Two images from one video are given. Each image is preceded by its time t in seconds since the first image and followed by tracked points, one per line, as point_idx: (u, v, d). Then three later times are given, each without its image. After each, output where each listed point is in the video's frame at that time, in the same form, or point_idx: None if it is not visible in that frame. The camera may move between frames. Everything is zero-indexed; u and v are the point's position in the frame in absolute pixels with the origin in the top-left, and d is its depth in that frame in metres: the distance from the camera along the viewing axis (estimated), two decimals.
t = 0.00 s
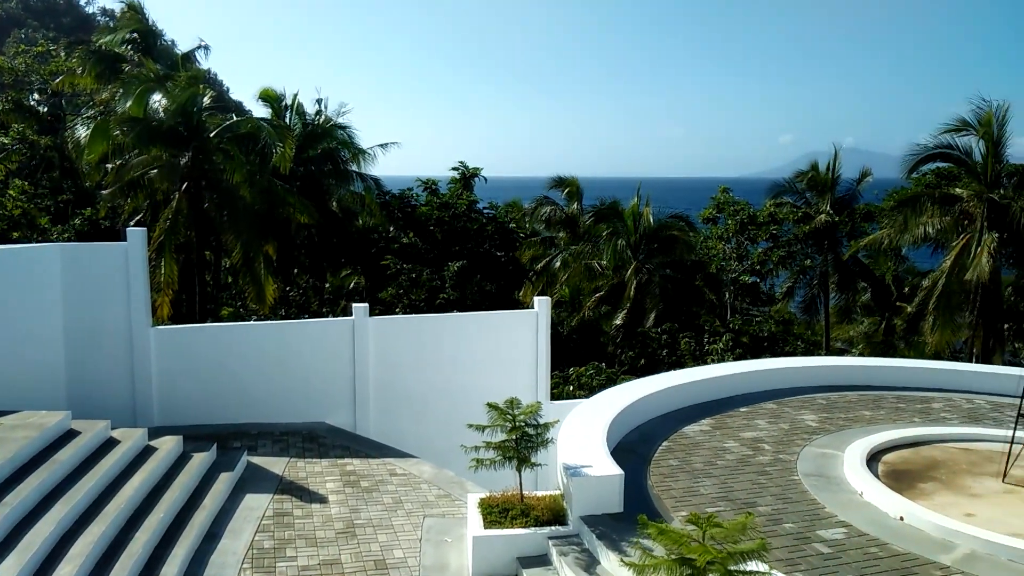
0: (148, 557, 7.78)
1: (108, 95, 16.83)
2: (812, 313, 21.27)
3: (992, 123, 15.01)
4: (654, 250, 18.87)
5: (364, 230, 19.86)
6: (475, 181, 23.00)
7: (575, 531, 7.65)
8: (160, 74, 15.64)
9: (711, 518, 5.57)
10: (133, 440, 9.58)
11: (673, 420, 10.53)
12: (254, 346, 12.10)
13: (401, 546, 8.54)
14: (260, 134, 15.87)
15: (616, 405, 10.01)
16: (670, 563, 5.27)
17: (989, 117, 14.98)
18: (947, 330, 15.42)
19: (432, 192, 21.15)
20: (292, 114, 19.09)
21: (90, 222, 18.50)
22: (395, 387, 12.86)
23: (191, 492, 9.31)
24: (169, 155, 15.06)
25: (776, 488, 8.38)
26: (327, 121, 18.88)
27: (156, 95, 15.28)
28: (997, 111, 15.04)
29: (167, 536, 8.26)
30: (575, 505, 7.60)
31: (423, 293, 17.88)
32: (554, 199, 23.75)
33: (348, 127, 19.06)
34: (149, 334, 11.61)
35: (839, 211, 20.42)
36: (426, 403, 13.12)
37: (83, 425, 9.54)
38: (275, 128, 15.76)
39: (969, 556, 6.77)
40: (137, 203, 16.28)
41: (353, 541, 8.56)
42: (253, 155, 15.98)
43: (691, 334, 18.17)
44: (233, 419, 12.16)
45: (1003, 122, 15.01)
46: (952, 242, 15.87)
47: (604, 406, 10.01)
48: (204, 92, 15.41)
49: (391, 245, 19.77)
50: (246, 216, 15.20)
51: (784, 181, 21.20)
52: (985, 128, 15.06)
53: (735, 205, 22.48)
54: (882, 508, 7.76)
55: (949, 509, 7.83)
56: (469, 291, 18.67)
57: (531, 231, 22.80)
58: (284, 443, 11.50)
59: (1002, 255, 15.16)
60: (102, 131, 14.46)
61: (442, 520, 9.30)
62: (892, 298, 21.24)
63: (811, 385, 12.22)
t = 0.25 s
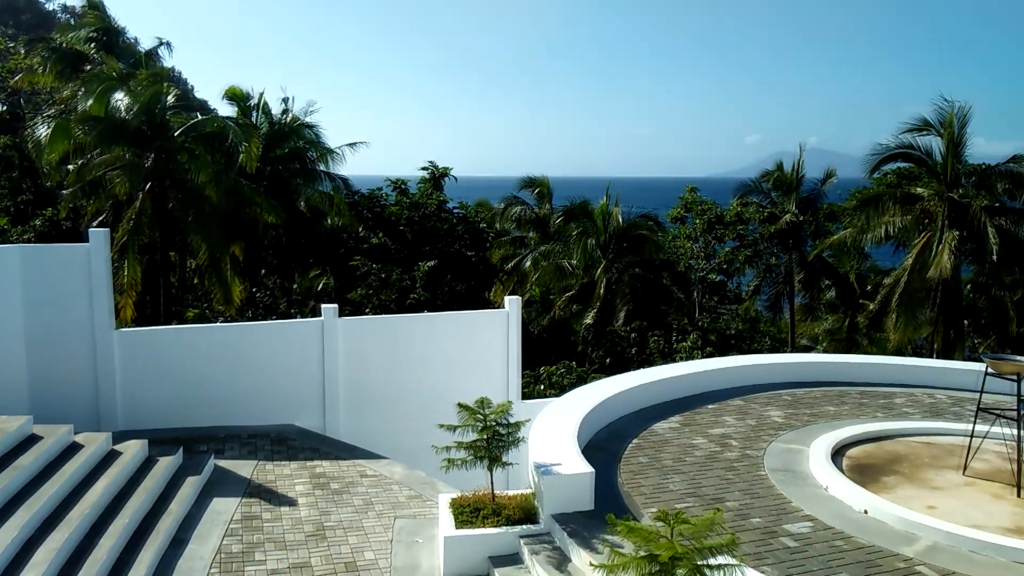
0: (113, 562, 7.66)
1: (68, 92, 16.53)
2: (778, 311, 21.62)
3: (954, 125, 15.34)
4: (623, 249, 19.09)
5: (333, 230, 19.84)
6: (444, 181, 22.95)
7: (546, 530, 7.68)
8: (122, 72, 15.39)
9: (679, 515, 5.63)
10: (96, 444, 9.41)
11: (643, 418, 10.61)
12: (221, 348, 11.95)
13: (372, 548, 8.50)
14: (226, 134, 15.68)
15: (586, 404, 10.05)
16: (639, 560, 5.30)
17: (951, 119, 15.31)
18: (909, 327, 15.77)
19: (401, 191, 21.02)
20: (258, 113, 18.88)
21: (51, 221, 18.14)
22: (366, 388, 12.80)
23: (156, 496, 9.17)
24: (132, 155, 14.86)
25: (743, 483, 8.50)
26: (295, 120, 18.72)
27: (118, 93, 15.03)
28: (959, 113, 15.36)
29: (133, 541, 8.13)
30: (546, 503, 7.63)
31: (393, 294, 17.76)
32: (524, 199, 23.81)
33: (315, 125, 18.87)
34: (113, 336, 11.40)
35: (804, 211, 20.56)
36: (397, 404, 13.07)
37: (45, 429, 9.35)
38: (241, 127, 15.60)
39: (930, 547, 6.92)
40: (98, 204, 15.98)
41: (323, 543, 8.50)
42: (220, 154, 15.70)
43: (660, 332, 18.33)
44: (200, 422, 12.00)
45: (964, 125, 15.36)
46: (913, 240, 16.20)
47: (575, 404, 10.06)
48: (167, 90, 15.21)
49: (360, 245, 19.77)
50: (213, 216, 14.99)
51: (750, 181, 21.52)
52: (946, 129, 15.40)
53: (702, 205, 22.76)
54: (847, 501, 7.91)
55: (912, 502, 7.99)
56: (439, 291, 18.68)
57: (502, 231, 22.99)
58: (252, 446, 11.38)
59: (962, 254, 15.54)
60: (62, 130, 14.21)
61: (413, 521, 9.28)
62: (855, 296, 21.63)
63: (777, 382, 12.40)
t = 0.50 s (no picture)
0: (81, 569, 7.54)
1: (31, 91, 16.17)
2: (747, 310, 21.89)
3: (919, 124, 15.65)
4: (596, 249, 19.06)
5: (305, 230, 19.70)
6: (417, 180, 22.84)
7: (520, 529, 7.70)
8: (87, 71, 15.12)
9: (653, 513, 5.66)
10: (62, 449, 9.25)
11: (616, 417, 10.66)
12: (191, 351, 11.80)
13: (345, 551, 8.45)
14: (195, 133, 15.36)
15: (559, 404, 10.06)
16: (612, 559, 5.33)
17: (916, 120, 15.62)
18: (876, 325, 16.05)
19: (374, 191, 20.87)
20: (228, 113, 18.68)
21: (14, 222, 17.76)
22: (338, 389, 12.71)
23: (125, 501, 9.04)
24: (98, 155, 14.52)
25: (715, 480, 8.58)
26: (264, 119, 18.55)
27: (83, 93, 14.75)
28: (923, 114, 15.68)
29: (101, 547, 8.01)
30: (520, 503, 7.64)
31: (365, 294, 17.89)
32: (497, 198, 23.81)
33: (285, 125, 18.72)
34: (79, 340, 11.18)
35: (773, 211, 20.67)
36: (370, 405, 13.01)
37: (10, 434, 9.17)
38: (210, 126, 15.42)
39: (897, 541, 7.05)
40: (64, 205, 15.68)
41: (295, 547, 8.43)
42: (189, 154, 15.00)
43: (634, 331, 18.47)
44: (169, 427, 11.85)
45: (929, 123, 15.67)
46: (880, 238, 16.46)
47: (549, 403, 10.09)
48: (134, 88, 14.96)
49: (332, 246, 19.73)
50: (181, 217, 14.96)
51: (720, 181, 21.60)
52: (911, 130, 15.72)
53: (674, 204, 22.93)
54: (816, 497, 8.02)
55: (879, 497, 8.13)
56: (412, 292, 18.70)
57: (476, 230, 23.11)
58: (222, 450, 11.25)
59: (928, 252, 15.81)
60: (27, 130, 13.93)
61: (387, 523, 9.24)
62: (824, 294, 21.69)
63: (748, 380, 12.55)
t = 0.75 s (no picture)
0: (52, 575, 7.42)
1: None
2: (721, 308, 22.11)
3: (890, 126, 15.77)
4: (572, 248, 19.13)
5: (279, 230, 19.56)
6: (392, 180, 22.75)
7: (497, 528, 7.71)
8: (56, 70, 14.94)
9: (630, 511, 5.69)
10: (31, 454, 9.08)
11: (592, 416, 10.70)
12: (163, 353, 11.66)
13: (321, 553, 8.40)
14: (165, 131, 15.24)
15: (535, 403, 10.07)
16: (590, 556, 5.34)
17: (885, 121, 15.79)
18: (848, 322, 16.27)
19: (349, 190, 20.73)
20: (199, 112, 18.47)
21: None
22: (313, 390, 12.63)
23: (96, 506, 8.90)
24: (65, 154, 14.23)
25: (689, 477, 8.66)
26: (236, 118, 18.37)
27: (51, 91, 14.55)
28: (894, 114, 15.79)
29: (72, 553, 7.89)
30: (496, 502, 7.64)
31: (341, 295, 17.84)
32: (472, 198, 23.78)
33: (257, 124, 18.60)
34: (48, 343, 11.01)
35: (746, 210, 20.82)
36: (346, 406, 12.95)
37: None
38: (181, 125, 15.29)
39: (868, 535, 7.16)
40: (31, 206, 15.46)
41: (270, 550, 8.36)
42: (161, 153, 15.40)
43: (610, 330, 18.61)
44: (140, 430, 11.69)
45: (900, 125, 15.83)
46: (851, 236, 16.66)
47: (525, 403, 10.10)
48: (103, 87, 14.79)
49: (307, 245, 19.63)
50: (151, 217, 14.72)
51: (693, 180, 21.79)
52: (879, 130, 15.92)
53: (648, 204, 23.10)
54: (789, 492, 8.12)
55: (850, 492, 8.25)
56: (388, 292, 18.64)
57: (452, 229, 23.24)
58: (195, 453, 11.13)
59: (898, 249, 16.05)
60: None
61: (363, 524, 9.20)
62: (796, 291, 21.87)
63: (721, 377, 12.67)
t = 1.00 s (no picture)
0: None
1: None
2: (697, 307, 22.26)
3: (858, 124, 16.11)
4: (549, 248, 19.18)
5: (252, 231, 19.42)
6: (368, 180, 22.67)
7: (475, 528, 7.71)
8: (24, 68, 14.72)
9: (607, 508, 5.70)
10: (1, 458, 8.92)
11: (570, 414, 10.74)
12: (135, 355, 11.52)
13: (297, 555, 8.35)
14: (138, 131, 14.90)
15: (514, 402, 10.08)
16: (568, 554, 5.36)
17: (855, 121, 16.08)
18: (821, 320, 16.49)
19: (324, 190, 20.60)
20: (172, 111, 18.28)
21: None
22: (289, 392, 12.54)
23: (68, 510, 8.77)
24: (35, 153, 13.95)
25: (666, 474, 8.72)
26: (210, 118, 18.21)
27: (20, 90, 14.28)
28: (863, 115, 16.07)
29: (43, 558, 7.77)
30: (474, 502, 7.64)
31: (318, 296, 17.63)
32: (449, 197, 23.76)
33: (231, 123, 18.43)
34: (17, 345, 10.82)
35: (720, 209, 21.05)
36: (323, 407, 12.86)
37: None
38: (154, 124, 14.85)
39: (841, 530, 7.25)
40: None
41: (246, 553, 8.30)
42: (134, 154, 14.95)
43: (587, 329, 18.69)
44: (113, 433, 11.54)
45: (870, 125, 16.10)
46: (824, 234, 16.86)
47: (502, 402, 10.11)
48: (73, 85, 14.53)
49: (282, 245, 19.45)
50: (123, 217, 14.52)
51: (669, 179, 22.03)
52: (850, 130, 16.17)
53: (624, 203, 23.24)
54: (764, 488, 8.20)
55: (824, 487, 8.37)
56: (364, 292, 18.48)
57: (428, 229, 23.08)
58: (169, 456, 11.00)
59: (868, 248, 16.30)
60: None
61: (340, 525, 9.16)
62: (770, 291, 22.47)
63: (697, 375, 12.78)
